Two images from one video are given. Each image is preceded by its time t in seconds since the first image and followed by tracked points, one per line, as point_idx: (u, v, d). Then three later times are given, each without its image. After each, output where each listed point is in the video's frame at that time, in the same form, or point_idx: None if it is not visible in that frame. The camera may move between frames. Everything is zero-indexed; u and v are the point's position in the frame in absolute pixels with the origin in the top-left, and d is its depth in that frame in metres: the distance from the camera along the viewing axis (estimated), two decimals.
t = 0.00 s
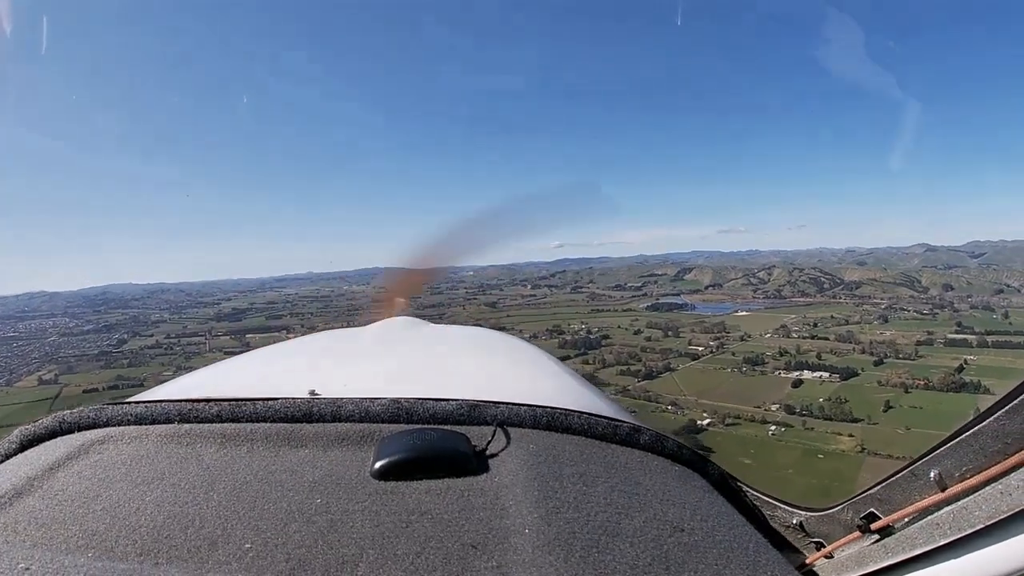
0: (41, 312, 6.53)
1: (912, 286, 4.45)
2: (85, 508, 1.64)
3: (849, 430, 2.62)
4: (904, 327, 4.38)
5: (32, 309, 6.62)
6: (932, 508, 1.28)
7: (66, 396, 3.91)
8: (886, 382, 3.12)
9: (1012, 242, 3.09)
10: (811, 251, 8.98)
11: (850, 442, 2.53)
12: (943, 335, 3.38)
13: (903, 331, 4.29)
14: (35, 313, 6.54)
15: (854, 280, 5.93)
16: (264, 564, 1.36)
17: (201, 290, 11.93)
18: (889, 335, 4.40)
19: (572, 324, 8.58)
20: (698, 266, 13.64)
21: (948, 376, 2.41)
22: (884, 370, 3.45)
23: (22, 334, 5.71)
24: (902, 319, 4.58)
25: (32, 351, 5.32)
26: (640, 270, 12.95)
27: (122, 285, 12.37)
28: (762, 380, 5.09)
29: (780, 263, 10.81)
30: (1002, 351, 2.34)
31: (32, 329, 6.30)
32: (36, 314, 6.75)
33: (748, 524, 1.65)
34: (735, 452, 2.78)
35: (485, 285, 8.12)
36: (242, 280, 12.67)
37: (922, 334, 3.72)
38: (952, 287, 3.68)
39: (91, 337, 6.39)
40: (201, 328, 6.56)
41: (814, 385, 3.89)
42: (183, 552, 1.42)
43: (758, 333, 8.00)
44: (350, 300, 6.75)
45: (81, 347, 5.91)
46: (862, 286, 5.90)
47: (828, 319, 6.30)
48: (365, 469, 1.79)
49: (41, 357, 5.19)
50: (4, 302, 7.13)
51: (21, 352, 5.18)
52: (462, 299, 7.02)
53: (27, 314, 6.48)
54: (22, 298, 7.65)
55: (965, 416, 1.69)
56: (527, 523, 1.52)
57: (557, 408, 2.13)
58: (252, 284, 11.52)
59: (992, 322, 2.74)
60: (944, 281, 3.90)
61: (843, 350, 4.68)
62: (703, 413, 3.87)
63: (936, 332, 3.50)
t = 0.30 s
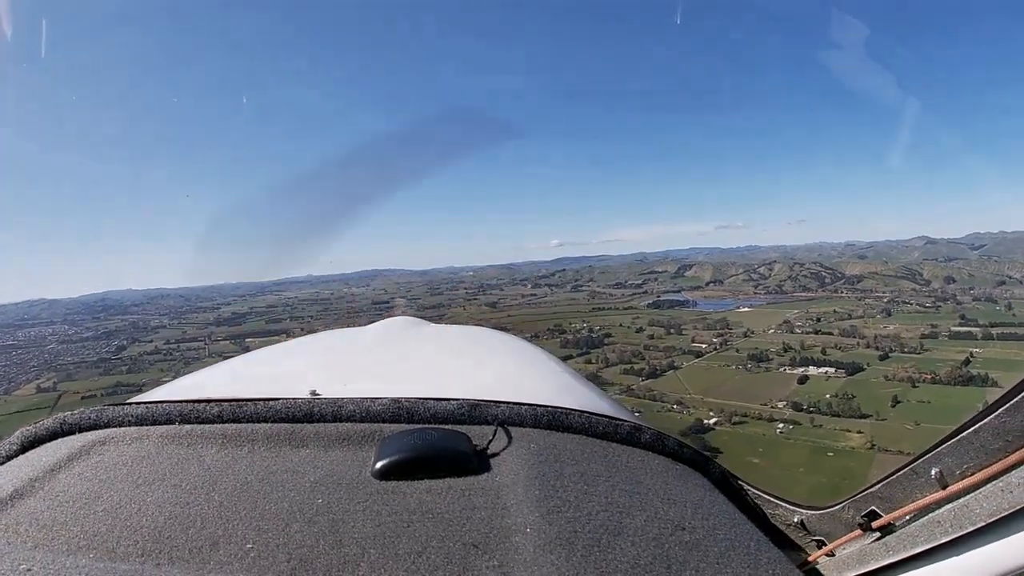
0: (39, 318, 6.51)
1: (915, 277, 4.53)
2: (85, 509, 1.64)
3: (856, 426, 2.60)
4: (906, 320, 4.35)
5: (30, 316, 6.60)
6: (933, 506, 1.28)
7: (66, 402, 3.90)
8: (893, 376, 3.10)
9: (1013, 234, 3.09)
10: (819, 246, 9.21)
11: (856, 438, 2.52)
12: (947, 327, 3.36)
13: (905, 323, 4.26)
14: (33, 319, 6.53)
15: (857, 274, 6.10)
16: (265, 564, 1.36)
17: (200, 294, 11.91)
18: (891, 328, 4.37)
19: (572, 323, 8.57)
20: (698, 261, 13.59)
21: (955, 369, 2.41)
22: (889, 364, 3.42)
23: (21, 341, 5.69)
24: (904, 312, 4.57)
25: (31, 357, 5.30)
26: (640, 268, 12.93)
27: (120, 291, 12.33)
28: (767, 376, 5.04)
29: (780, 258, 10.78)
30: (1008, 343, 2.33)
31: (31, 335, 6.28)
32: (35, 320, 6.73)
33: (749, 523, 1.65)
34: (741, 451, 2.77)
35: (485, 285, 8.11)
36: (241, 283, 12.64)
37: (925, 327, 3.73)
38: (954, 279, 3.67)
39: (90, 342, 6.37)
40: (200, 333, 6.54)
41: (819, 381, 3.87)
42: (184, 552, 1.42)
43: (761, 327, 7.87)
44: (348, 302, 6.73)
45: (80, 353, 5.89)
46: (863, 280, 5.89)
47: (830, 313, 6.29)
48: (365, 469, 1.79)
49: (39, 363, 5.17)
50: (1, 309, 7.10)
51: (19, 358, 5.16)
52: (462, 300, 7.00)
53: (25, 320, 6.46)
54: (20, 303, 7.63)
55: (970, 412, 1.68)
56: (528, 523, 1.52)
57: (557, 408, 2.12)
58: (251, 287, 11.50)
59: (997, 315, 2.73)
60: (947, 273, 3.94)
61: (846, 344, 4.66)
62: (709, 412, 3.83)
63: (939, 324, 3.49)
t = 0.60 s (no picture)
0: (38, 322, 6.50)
1: (917, 273, 4.54)
2: (88, 512, 1.64)
3: (862, 424, 2.60)
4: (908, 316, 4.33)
5: (29, 321, 6.60)
6: (935, 504, 1.28)
7: (66, 406, 3.90)
8: (899, 374, 3.10)
9: (1014, 229, 3.09)
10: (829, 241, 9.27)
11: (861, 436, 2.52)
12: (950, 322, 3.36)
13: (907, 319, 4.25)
14: (32, 324, 6.52)
15: (857, 270, 6.09)
16: (268, 566, 1.36)
17: (199, 297, 11.92)
18: (894, 324, 4.34)
19: (573, 322, 8.57)
20: (698, 259, 13.56)
21: (961, 365, 2.43)
22: (893, 361, 3.42)
23: (20, 345, 5.68)
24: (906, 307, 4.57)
25: (30, 361, 5.29)
26: (640, 267, 12.93)
27: (118, 295, 12.32)
28: (772, 374, 5.00)
29: (780, 255, 10.76)
30: (1012, 339, 2.32)
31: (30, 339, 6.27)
32: (34, 324, 6.72)
33: (751, 521, 1.65)
34: (746, 450, 2.76)
35: (485, 285, 8.10)
36: (240, 286, 12.63)
37: (927, 322, 3.73)
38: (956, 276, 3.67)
39: (88, 346, 6.36)
40: (199, 336, 6.53)
41: (824, 379, 3.85)
42: (187, 555, 1.42)
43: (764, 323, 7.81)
44: (348, 304, 6.72)
45: (79, 357, 5.89)
46: (865, 277, 5.89)
47: (832, 310, 6.28)
48: (367, 470, 1.79)
49: (39, 369, 5.16)
50: None
51: (18, 363, 5.16)
52: (462, 300, 7.00)
53: (24, 325, 6.46)
54: (19, 308, 7.63)
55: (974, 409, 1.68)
56: (530, 523, 1.52)
57: (559, 408, 2.12)
58: (251, 290, 11.49)
59: (999, 310, 2.73)
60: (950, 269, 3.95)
61: (849, 340, 4.64)
62: (714, 412, 3.80)
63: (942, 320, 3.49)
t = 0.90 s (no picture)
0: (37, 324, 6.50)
1: (919, 272, 4.57)
2: (91, 516, 1.64)
3: (868, 425, 2.60)
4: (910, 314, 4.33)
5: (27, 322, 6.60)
6: (938, 498, 1.28)
7: (66, 410, 3.90)
8: (904, 373, 3.10)
9: (1015, 228, 3.10)
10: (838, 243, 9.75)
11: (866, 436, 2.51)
12: (953, 322, 3.38)
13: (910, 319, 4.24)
14: (31, 326, 6.52)
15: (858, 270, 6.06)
16: (271, 569, 1.36)
17: (197, 297, 11.94)
18: (897, 324, 4.33)
19: (573, 322, 8.58)
20: (698, 258, 13.58)
21: (966, 365, 2.45)
22: (898, 360, 3.42)
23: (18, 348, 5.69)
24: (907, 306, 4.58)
25: (27, 363, 5.29)
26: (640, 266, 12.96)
27: (116, 296, 12.30)
28: (775, 375, 5.00)
29: (780, 255, 10.77)
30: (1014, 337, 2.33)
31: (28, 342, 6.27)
32: (32, 326, 6.72)
33: (755, 518, 1.65)
34: (750, 451, 2.76)
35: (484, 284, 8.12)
36: (239, 286, 12.62)
37: (931, 321, 3.75)
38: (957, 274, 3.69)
39: (86, 348, 6.36)
40: (198, 338, 6.53)
41: (828, 380, 3.85)
42: (191, 558, 1.42)
43: (765, 323, 7.80)
44: (347, 305, 6.73)
45: (78, 360, 5.89)
46: (865, 276, 5.90)
47: (834, 309, 6.28)
48: (370, 472, 1.79)
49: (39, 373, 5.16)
50: None
51: (16, 366, 5.15)
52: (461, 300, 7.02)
53: (23, 326, 6.45)
54: (17, 310, 7.63)
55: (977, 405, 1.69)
56: (534, 522, 1.52)
57: (561, 406, 2.13)
58: (250, 291, 11.50)
59: (1002, 309, 2.74)
60: (952, 267, 3.96)
61: (852, 340, 4.63)
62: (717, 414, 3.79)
63: (945, 319, 3.52)
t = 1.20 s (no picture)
0: (33, 319, 6.49)
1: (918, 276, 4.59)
2: (97, 523, 1.64)
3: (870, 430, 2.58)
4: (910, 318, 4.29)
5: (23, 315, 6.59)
6: (944, 489, 1.28)
7: (62, 411, 3.89)
8: (906, 379, 3.08)
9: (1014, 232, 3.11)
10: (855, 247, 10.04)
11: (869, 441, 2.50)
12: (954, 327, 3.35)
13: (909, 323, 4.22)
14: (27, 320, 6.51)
15: (857, 273, 6.04)
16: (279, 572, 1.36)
17: (195, 294, 11.94)
18: (898, 328, 4.31)
19: (573, 322, 8.57)
20: (697, 261, 13.56)
21: (967, 371, 2.39)
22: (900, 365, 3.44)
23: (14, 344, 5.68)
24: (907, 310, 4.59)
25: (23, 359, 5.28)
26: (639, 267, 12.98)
27: (113, 292, 12.28)
28: (777, 380, 4.98)
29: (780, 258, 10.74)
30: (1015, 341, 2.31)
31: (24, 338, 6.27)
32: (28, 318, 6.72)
33: (760, 512, 1.65)
34: (753, 455, 2.75)
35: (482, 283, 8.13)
36: (237, 284, 12.62)
37: (931, 326, 3.72)
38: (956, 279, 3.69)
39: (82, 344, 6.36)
40: (195, 335, 6.52)
41: (830, 384, 3.86)
42: (198, 563, 1.42)
43: (765, 327, 7.79)
44: (345, 307, 6.72)
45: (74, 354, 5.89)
46: (864, 279, 5.91)
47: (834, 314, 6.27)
48: (375, 473, 1.79)
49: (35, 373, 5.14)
50: None
51: (12, 362, 5.15)
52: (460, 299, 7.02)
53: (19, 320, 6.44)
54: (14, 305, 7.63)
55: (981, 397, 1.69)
56: (540, 520, 1.52)
57: (565, 404, 2.13)
58: (247, 289, 11.49)
59: (1003, 314, 2.72)
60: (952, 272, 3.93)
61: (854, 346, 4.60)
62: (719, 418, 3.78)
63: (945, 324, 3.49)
